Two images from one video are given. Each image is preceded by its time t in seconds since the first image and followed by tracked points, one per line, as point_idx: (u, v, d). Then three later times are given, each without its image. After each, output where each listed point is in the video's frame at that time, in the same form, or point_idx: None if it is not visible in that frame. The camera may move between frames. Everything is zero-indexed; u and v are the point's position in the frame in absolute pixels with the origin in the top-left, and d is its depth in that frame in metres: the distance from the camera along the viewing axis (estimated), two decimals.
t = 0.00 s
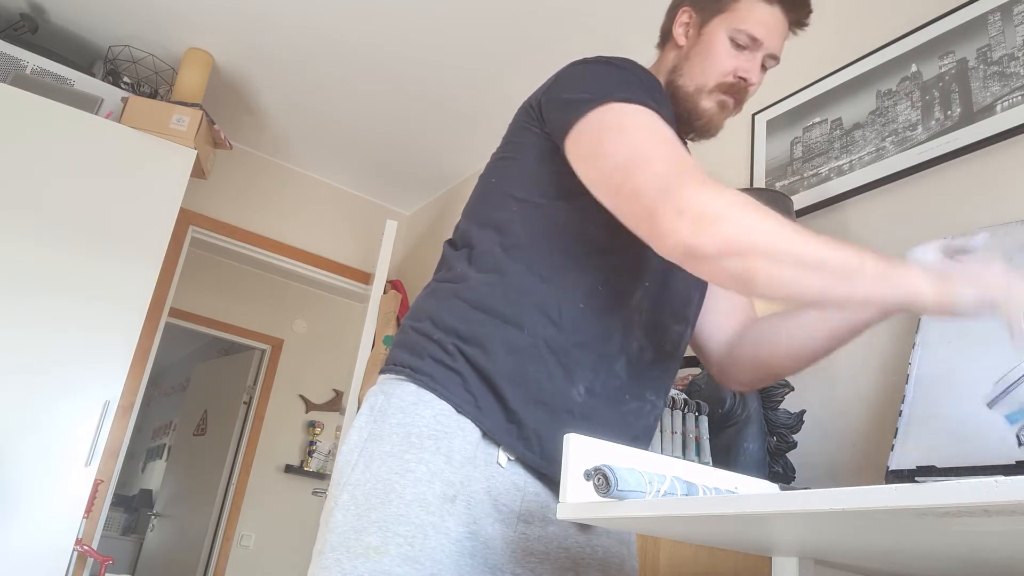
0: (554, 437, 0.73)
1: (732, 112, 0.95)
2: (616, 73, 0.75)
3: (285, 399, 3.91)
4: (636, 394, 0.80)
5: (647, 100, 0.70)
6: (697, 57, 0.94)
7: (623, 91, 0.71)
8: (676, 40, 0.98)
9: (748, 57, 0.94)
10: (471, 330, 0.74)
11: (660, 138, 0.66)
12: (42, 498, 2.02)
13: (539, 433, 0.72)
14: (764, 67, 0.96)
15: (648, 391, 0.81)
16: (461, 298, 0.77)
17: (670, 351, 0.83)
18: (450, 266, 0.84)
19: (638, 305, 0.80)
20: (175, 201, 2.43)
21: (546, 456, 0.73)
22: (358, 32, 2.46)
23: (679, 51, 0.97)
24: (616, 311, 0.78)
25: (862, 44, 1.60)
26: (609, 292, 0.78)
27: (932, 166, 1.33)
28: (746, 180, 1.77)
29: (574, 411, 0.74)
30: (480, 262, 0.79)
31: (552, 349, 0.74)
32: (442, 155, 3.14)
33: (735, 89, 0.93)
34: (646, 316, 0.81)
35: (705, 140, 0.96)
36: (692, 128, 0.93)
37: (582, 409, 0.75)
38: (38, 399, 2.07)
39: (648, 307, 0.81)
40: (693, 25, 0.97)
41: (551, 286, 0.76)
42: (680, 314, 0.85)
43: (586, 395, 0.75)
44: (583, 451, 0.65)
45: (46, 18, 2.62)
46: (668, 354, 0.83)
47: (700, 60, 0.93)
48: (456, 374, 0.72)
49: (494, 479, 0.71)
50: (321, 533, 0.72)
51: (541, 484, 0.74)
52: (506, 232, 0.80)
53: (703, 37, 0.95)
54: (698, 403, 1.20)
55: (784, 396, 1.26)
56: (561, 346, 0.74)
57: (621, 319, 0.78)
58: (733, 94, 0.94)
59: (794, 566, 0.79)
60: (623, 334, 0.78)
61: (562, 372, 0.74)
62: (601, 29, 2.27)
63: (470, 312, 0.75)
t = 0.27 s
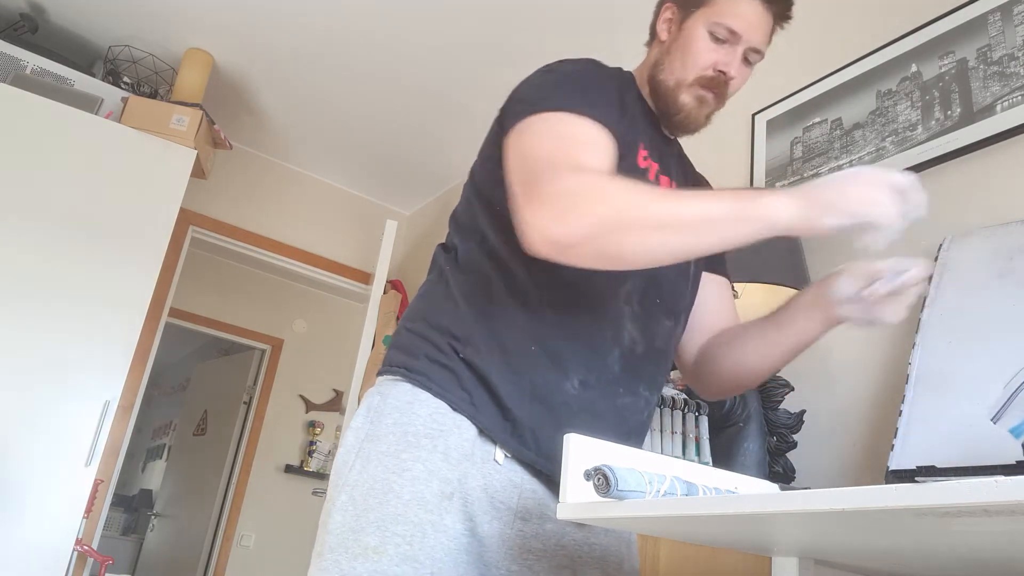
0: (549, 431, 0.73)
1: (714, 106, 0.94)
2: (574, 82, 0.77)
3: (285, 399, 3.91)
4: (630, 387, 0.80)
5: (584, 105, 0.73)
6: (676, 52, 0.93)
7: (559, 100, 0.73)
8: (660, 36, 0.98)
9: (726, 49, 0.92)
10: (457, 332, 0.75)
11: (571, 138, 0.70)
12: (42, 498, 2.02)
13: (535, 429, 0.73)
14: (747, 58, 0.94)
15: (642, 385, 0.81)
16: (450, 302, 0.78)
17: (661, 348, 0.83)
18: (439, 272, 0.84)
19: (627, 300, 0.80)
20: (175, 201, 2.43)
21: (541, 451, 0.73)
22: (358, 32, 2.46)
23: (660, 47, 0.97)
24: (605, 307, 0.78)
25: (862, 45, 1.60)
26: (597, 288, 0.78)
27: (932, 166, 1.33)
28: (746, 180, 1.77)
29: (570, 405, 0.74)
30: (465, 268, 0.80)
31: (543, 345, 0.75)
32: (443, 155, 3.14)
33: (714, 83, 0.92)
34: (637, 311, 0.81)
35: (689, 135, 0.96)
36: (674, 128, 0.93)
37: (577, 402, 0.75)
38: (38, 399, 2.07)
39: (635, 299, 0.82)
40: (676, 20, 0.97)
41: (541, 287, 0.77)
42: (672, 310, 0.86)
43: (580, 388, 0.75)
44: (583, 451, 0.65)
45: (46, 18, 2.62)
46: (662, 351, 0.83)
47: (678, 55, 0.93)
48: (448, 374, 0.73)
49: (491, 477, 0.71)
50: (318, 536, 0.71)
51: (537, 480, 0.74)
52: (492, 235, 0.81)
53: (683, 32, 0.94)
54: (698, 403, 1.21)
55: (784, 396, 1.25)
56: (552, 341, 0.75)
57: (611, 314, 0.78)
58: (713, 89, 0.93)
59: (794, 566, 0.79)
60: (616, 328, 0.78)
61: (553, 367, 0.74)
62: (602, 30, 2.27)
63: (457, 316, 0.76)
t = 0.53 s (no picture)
0: (512, 420, 0.78)
1: (691, 93, 1.00)
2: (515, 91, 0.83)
3: (286, 399, 3.91)
4: (599, 366, 0.81)
5: (516, 115, 0.80)
6: (649, 47, 1.00)
7: (490, 109, 0.80)
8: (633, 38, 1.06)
9: (687, 37, 1.00)
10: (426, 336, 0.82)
11: (481, 145, 0.76)
12: (42, 498, 2.02)
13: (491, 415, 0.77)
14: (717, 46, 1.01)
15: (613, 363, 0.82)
16: (427, 312, 0.86)
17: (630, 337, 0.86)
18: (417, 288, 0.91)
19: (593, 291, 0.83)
20: (175, 201, 2.43)
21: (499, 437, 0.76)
22: (358, 32, 2.46)
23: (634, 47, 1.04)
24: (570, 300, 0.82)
25: (862, 44, 1.60)
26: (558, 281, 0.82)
27: (932, 166, 1.33)
28: (746, 181, 1.77)
29: (529, 391, 0.78)
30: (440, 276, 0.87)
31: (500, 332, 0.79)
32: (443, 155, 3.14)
33: (687, 71, 0.99)
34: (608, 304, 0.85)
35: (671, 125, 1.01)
36: (655, 114, 0.97)
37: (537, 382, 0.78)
38: (38, 399, 2.07)
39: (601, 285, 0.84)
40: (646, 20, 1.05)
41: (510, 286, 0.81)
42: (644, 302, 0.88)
43: (542, 369, 0.78)
44: (583, 451, 0.66)
45: (46, 18, 2.62)
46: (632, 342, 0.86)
47: (651, 50, 1.00)
48: (416, 376, 0.80)
49: (476, 471, 0.78)
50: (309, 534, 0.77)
51: (512, 473, 0.80)
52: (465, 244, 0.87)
53: (646, 34, 1.03)
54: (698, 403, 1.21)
55: (784, 396, 1.26)
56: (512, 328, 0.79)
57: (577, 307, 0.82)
58: (683, 73, 0.99)
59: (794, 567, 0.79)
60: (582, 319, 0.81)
61: (508, 356, 0.78)
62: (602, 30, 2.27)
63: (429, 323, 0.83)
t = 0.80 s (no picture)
0: (469, 422, 0.80)
1: (663, 74, 1.01)
2: (480, 101, 0.86)
3: (286, 399, 3.91)
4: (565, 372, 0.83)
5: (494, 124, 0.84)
6: (615, 35, 1.02)
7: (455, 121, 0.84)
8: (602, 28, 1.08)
9: (650, 20, 1.01)
10: (404, 348, 0.89)
11: (474, 157, 0.80)
12: (42, 498, 2.02)
13: (461, 420, 0.80)
14: (684, 25, 1.03)
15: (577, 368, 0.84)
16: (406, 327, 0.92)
17: (604, 332, 0.88)
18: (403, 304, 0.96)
19: (565, 290, 0.87)
20: (175, 201, 2.43)
21: (464, 444, 0.80)
22: (358, 31, 2.46)
23: (603, 35, 1.06)
24: (539, 302, 0.85)
25: (862, 44, 1.60)
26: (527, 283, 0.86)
27: (932, 166, 1.33)
28: (746, 180, 1.77)
29: (493, 398, 0.81)
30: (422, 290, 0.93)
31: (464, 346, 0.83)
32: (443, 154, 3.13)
33: (655, 52, 1.00)
34: (577, 302, 0.87)
35: (648, 108, 1.02)
36: (629, 100, 0.99)
37: (501, 392, 0.81)
38: (37, 400, 2.07)
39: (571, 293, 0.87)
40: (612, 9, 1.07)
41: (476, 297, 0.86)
42: (618, 294, 0.90)
43: (507, 380, 0.81)
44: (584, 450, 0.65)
45: (46, 18, 2.62)
46: (606, 339, 0.88)
47: (618, 36, 1.02)
48: (391, 391, 0.87)
49: (442, 476, 0.80)
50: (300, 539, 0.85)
51: (478, 472, 0.80)
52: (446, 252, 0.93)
53: (611, 23, 1.05)
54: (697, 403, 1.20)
55: (784, 397, 1.26)
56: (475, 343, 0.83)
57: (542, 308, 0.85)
58: (652, 56, 1.00)
59: (793, 567, 0.78)
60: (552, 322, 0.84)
61: (474, 367, 0.82)
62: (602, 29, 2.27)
63: (405, 338, 0.90)
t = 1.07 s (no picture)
0: (458, 420, 0.79)
1: (631, 63, 1.03)
2: (451, 95, 0.87)
3: (286, 399, 3.91)
4: (552, 367, 0.82)
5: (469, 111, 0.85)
6: (583, 30, 1.06)
7: (426, 111, 0.85)
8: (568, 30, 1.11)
9: (616, 9, 1.05)
10: (392, 349, 0.87)
11: (446, 135, 0.80)
12: (43, 498, 2.02)
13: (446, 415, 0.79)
14: (648, 22, 1.07)
15: (563, 363, 0.82)
16: (395, 328, 0.90)
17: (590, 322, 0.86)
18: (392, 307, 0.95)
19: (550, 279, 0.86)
20: (175, 201, 2.43)
21: (456, 441, 0.79)
22: (358, 31, 2.46)
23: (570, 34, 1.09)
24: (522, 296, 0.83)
25: (862, 44, 1.60)
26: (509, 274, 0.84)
27: (932, 166, 1.33)
28: (746, 180, 1.77)
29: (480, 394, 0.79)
30: (409, 291, 0.91)
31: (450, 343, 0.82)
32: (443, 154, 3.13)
33: (622, 43, 1.03)
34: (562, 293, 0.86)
35: (620, 98, 1.04)
36: (600, 89, 1.00)
37: (490, 389, 0.79)
38: (37, 400, 2.07)
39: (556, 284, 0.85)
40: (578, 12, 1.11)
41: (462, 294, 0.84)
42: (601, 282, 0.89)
43: (496, 376, 0.80)
44: (583, 451, 0.68)
45: (46, 18, 2.62)
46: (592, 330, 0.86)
47: (586, 31, 1.05)
48: (378, 395, 0.84)
49: (437, 479, 0.78)
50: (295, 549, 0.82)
51: (472, 468, 0.79)
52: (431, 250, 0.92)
53: (579, 19, 1.08)
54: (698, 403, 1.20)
55: (784, 397, 1.26)
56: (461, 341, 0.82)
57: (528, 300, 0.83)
58: (619, 44, 1.03)
59: (794, 568, 0.78)
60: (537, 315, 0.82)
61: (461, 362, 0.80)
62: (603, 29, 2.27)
63: (393, 340, 0.88)
